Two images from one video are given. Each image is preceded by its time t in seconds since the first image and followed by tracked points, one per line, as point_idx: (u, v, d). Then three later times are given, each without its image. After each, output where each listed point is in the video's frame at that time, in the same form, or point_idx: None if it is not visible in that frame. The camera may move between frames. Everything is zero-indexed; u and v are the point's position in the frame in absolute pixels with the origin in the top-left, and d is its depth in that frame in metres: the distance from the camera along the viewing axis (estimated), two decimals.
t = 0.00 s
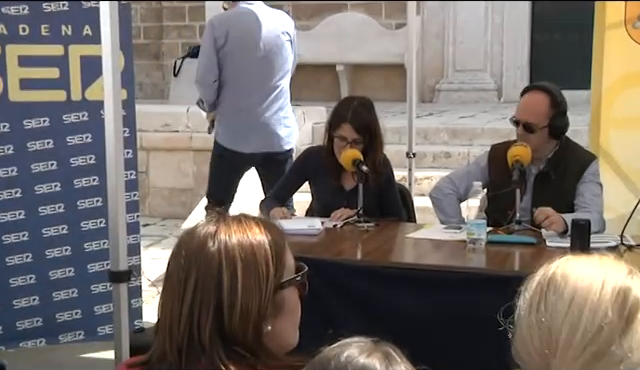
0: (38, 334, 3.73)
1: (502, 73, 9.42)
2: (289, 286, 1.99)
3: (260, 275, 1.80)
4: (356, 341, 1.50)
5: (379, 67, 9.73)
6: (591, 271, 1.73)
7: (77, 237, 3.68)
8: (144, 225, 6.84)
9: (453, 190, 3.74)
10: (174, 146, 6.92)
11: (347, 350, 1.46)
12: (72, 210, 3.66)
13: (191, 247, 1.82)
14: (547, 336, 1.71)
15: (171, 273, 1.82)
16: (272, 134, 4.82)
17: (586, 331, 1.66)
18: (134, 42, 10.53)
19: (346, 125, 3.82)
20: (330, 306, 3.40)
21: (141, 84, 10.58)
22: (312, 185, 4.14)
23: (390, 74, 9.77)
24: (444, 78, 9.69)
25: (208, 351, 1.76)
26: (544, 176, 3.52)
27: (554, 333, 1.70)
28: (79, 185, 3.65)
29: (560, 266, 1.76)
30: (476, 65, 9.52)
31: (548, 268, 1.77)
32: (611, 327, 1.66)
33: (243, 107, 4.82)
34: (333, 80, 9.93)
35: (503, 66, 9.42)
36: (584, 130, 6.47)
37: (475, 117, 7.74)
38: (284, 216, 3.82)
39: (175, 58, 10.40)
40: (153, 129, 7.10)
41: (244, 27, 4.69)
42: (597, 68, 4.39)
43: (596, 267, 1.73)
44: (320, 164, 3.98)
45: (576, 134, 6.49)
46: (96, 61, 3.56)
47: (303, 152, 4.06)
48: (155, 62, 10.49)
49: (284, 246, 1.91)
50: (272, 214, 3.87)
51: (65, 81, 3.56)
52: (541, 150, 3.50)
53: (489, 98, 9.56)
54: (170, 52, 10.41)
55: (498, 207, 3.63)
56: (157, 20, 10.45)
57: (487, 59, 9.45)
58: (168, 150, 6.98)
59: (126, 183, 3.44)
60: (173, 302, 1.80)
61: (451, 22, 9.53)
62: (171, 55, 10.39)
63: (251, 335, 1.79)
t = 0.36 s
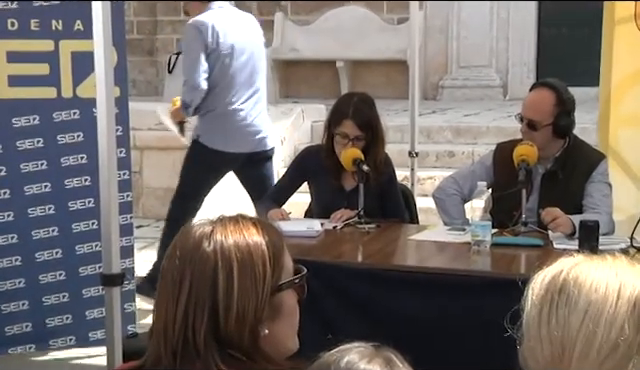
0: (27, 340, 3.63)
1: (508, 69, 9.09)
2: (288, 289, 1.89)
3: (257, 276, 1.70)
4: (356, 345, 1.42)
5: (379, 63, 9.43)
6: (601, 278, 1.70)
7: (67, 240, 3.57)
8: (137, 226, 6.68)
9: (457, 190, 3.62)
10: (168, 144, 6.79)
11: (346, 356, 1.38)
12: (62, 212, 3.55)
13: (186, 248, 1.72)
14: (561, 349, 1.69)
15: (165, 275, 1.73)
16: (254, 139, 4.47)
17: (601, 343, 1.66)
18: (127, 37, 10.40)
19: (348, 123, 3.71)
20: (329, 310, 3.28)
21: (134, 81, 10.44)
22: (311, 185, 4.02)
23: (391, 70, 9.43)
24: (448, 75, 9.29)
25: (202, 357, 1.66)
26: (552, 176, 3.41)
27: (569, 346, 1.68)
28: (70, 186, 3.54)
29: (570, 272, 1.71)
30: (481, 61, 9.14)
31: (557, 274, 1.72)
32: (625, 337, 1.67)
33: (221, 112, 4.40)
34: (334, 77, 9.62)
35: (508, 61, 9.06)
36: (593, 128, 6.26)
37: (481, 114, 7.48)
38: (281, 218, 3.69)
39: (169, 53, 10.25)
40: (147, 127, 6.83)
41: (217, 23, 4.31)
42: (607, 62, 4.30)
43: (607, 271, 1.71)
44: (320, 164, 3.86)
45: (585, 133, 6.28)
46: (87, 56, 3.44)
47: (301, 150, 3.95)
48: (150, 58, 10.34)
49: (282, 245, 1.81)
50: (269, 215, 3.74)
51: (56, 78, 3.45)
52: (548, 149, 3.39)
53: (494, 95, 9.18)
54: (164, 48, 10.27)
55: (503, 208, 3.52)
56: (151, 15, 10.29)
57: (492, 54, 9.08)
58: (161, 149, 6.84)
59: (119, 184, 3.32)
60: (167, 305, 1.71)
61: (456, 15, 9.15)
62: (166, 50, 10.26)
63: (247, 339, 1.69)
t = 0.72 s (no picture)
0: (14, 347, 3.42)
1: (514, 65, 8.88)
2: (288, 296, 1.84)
3: (255, 280, 1.66)
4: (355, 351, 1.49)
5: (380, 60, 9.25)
6: (610, 280, 1.58)
7: (58, 242, 3.40)
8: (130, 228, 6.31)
9: (461, 191, 3.51)
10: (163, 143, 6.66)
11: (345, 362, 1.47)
12: (53, 213, 3.39)
13: (183, 249, 1.70)
14: (565, 357, 1.57)
15: (161, 277, 1.70)
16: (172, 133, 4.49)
17: (610, 351, 1.53)
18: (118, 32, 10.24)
19: (348, 122, 3.60)
20: (328, 316, 3.18)
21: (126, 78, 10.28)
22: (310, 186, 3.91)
23: (392, 65, 9.24)
24: (452, 72, 9.09)
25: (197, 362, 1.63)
26: (560, 175, 3.30)
27: (574, 354, 1.56)
28: (62, 187, 3.38)
29: (575, 275, 1.59)
30: (486, 57, 9.00)
31: (561, 278, 1.60)
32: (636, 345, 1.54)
33: (141, 108, 4.43)
34: (333, 74, 9.41)
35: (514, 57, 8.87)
36: (602, 126, 6.05)
37: (485, 112, 7.02)
38: (279, 219, 3.57)
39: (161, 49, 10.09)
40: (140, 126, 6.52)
41: (134, 20, 4.32)
42: (616, 60, 4.24)
43: (615, 274, 1.59)
44: (320, 164, 3.76)
45: (594, 131, 6.07)
46: (79, 51, 3.31)
47: (300, 150, 3.84)
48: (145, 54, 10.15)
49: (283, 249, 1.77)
50: (266, 216, 3.61)
51: (45, 75, 3.31)
52: (554, 148, 3.28)
53: (499, 92, 8.97)
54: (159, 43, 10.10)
55: (508, 210, 3.41)
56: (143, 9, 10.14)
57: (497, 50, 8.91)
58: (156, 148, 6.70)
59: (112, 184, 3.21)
60: (163, 308, 1.68)
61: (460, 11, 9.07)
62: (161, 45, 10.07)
63: (244, 345, 1.65)
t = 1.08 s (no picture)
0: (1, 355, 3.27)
1: (518, 62, 8.77)
2: (286, 299, 1.71)
3: (247, 285, 1.54)
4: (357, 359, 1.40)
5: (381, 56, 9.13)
6: (620, 284, 1.48)
7: (47, 245, 3.23)
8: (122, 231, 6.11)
9: (464, 192, 3.41)
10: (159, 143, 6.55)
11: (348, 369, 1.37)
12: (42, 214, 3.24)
13: (174, 251, 1.58)
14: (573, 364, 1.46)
15: (151, 280, 1.59)
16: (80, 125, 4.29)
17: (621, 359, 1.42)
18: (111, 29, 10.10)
19: (346, 120, 3.50)
20: (328, 322, 3.08)
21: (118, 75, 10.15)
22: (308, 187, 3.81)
23: (393, 63, 9.11)
24: (454, 69, 8.98)
25: None
26: (566, 175, 3.20)
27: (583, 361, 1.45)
28: (51, 189, 3.24)
29: (583, 279, 1.49)
30: (490, 54, 8.83)
31: (569, 282, 1.50)
32: None
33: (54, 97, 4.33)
34: (330, 72, 9.31)
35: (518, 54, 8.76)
36: (610, 125, 5.93)
37: (489, 110, 6.96)
38: (277, 221, 3.46)
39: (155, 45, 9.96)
40: (131, 125, 6.34)
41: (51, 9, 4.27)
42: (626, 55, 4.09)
43: (626, 278, 1.49)
44: (318, 164, 3.67)
45: (602, 130, 5.95)
46: (69, 48, 3.21)
47: (298, 150, 3.75)
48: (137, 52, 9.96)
49: (279, 251, 1.64)
50: (263, 218, 3.50)
51: (35, 72, 3.21)
52: (560, 147, 3.18)
53: (503, 91, 8.76)
54: (150, 40, 9.96)
55: (513, 212, 3.30)
56: (137, 5, 10.00)
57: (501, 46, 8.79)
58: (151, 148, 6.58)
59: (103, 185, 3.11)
60: (152, 312, 1.58)
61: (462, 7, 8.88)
62: (152, 42, 9.94)
63: (235, 351, 1.54)
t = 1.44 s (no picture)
0: None
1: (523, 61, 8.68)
2: (285, 305, 1.61)
3: (239, 288, 1.46)
4: None
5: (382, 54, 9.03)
6: (629, 288, 1.39)
7: (37, 248, 3.13)
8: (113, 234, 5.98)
9: (467, 194, 3.31)
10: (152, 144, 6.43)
11: None
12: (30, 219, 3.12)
13: (171, 250, 1.51)
14: None
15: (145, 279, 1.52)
16: None
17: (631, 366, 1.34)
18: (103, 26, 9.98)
19: (351, 119, 3.40)
20: (328, 328, 2.97)
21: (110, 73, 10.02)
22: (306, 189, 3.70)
23: (394, 61, 8.99)
24: (457, 67, 8.88)
25: None
26: (573, 177, 3.09)
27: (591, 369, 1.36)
28: (40, 191, 3.13)
29: (591, 283, 1.39)
30: (494, 52, 8.72)
31: (576, 286, 1.40)
32: None
33: None
34: (329, 70, 9.19)
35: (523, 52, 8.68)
36: (617, 125, 5.84)
37: (493, 109, 6.86)
38: (274, 225, 3.34)
39: (147, 43, 9.84)
40: (124, 125, 6.23)
41: None
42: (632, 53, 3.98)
43: (634, 284, 1.40)
44: (317, 165, 3.57)
45: (609, 131, 5.86)
46: (59, 46, 3.12)
47: (296, 151, 3.65)
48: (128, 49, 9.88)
49: (278, 253, 1.55)
50: (261, 221, 3.39)
51: (23, 71, 3.11)
52: (566, 148, 3.08)
53: (508, 89, 8.65)
54: (143, 37, 9.86)
55: (519, 214, 3.20)
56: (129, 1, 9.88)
57: (506, 44, 8.69)
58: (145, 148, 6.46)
59: (93, 187, 2.99)
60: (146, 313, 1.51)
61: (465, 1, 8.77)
62: (145, 39, 9.86)
63: (224, 356, 1.45)
